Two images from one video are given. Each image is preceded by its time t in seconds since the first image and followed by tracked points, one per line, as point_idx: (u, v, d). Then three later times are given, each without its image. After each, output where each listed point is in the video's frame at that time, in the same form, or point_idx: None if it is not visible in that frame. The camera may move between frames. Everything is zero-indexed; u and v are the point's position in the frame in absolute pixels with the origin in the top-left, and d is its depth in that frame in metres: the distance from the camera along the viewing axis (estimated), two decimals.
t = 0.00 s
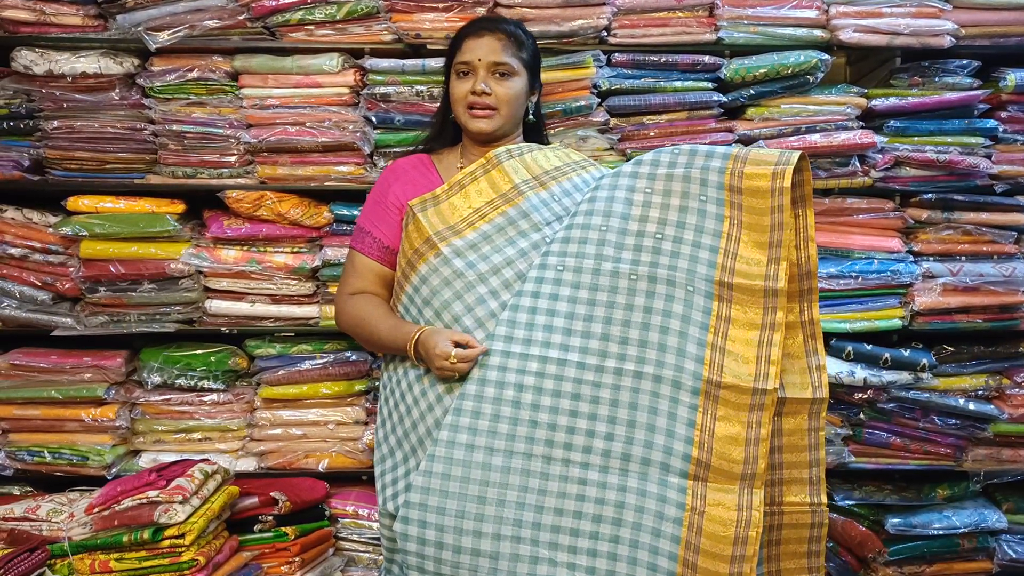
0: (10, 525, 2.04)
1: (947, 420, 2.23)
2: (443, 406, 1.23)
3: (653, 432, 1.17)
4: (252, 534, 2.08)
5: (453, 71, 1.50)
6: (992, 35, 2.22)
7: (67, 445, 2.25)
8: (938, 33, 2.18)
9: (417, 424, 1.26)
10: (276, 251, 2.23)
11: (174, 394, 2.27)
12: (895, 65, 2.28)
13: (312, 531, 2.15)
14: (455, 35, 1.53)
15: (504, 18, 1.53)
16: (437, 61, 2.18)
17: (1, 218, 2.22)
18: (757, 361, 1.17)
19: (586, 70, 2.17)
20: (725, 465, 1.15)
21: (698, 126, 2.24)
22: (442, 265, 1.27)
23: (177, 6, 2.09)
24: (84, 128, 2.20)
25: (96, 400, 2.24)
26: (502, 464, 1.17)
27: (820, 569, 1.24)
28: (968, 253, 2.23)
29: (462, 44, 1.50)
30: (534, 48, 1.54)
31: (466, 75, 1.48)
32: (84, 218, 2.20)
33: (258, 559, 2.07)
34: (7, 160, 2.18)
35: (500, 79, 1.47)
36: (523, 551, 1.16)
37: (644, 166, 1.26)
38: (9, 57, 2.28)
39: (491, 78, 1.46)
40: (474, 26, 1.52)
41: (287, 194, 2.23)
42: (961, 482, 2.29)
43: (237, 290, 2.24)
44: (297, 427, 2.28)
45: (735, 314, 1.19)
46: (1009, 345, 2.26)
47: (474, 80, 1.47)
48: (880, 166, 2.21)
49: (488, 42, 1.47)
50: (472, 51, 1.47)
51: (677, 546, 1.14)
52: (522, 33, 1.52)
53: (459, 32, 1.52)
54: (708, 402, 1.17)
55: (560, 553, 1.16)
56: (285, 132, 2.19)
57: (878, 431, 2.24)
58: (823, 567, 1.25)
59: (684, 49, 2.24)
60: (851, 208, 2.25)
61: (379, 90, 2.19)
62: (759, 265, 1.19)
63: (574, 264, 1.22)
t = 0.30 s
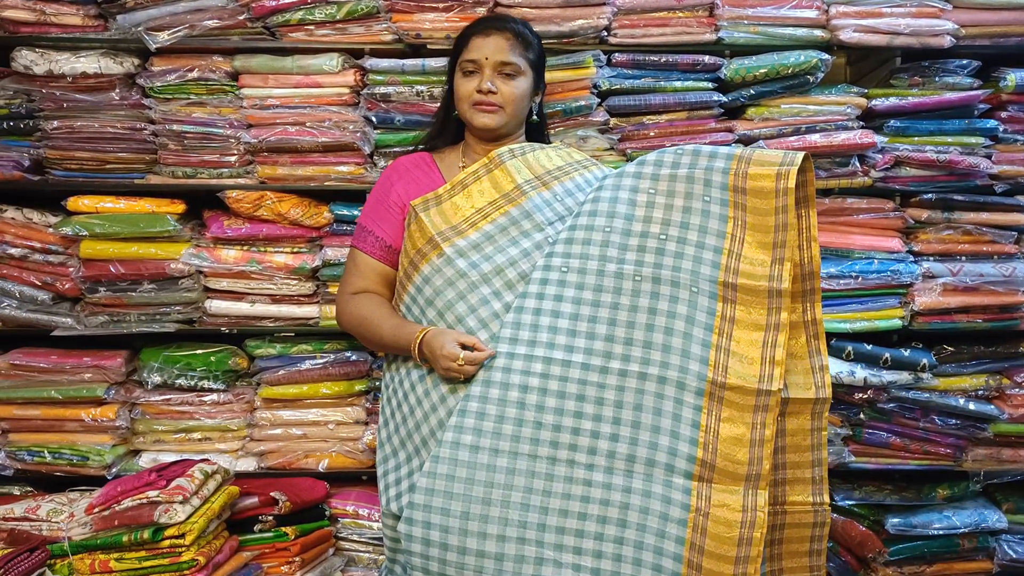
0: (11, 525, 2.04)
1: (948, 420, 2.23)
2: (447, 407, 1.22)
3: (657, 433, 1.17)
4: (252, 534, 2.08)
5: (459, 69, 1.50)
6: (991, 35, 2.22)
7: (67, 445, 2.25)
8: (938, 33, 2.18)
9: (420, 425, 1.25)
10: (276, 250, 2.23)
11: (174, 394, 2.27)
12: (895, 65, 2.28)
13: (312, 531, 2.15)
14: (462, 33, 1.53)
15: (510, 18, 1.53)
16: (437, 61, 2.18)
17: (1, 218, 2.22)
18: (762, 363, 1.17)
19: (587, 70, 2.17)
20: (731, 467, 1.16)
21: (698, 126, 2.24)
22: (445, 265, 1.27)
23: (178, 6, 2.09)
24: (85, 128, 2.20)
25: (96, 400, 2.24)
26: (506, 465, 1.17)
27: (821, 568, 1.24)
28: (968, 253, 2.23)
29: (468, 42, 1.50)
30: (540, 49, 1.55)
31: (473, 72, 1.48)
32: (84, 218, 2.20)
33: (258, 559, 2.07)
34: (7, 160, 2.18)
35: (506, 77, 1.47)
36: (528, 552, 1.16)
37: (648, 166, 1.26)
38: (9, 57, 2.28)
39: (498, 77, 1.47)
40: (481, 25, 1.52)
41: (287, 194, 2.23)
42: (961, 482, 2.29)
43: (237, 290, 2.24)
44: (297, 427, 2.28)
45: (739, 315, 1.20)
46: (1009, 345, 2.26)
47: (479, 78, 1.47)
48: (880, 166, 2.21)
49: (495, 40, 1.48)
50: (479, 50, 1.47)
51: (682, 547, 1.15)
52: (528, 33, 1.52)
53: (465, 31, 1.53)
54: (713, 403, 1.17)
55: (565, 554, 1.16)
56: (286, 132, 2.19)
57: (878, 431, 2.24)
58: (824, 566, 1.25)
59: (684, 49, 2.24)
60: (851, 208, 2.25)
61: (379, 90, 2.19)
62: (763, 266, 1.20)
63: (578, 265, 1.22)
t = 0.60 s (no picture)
0: (11, 525, 2.04)
1: (948, 420, 2.23)
2: (450, 408, 1.23)
3: (659, 434, 1.17)
4: (252, 534, 2.08)
5: (459, 68, 1.50)
6: (992, 35, 2.22)
7: (67, 445, 2.25)
8: (939, 33, 2.18)
9: (423, 426, 1.25)
10: (276, 250, 2.23)
11: (174, 394, 2.27)
12: (895, 65, 2.28)
13: (312, 531, 2.15)
14: (463, 32, 1.53)
15: (512, 17, 1.53)
16: (437, 61, 2.18)
17: (1, 218, 2.22)
18: (763, 364, 1.17)
19: (586, 70, 2.17)
20: (733, 467, 1.15)
21: (698, 126, 2.24)
22: (447, 267, 1.27)
23: (177, 6, 2.09)
24: (85, 128, 2.20)
25: (96, 400, 2.24)
26: (508, 466, 1.16)
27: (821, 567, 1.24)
28: (968, 253, 2.23)
29: (469, 41, 1.50)
30: (541, 49, 1.54)
31: (473, 72, 1.48)
32: (84, 218, 2.20)
33: (258, 559, 2.07)
34: (7, 160, 2.18)
35: (507, 76, 1.47)
36: (530, 552, 1.16)
37: (648, 167, 1.25)
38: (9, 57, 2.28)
39: (498, 76, 1.47)
40: (482, 24, 1.52)
41: (287, 194, 2.23)
42: (961, 482, 2.29)
43: (237, 290, 2.24)
44: (297, 427, 2.28)
45: (740, 316, 1.19)
46: (1008, 345, 2.26)
47: (480, 77, 1.47)
48: (880, 166, 2.21)
49: (496, 39, 1.48)
50: (480, 49, 1.47)
51: (684, 548, 1.15)
52: (528, 32, 1.52)
53: (466, 30, 1.53)
54: (715, 404, 1.17)
55: (568, 555, 1.16)
56: (286, 132, 2.19)
57: (878, 431, 2.24)
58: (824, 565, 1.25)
59: (685, 49, 2.24)
60: (851, 207, 2.25)
61: (379, 90, 2.19)
62: (764, 267, 1.19)
63: (580, 266, 1.22)
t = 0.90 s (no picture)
0: (11, 525, 2.04)
1: (948, 420, 2.23)
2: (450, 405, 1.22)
3: (651, 424, 1.14)
4: (251, 534, 2.08)
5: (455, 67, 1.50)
6: (991, 35, 2.22)
7: (67, 445, 2.25)
8: (938, 33, 2.18)
9: (421, 424, 1.24)
10: (276, 250, 2.23)
11: (174, 394, 2.27)
12: (895, 65, 2.27)
13: (312, 531, 2.15)
14: (458, 32, 1.54)
15: (506, 17, 1.54)
16: (437, 61, 2.18)
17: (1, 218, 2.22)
18: (755, 354, 1.13)
19: (586, 70, 2.17)
20: (724, 455, 1.12)
21: (698, 126, 2.24)
22: (445, 265, 1.26)
23: (177, 5, 2.09)
24: (85, 128, 2.20)
25: (96, 400, 2.24)
26: (502, 459, 1.13)
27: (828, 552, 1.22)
28: (968, 252, 2.23)
29: (465, 41, 1.51)
30: (535, 48, 1.55)
31: (469, 70, 1.48)
32: (84, 218, 2.20)
33: (258, 559, 2.07)
34: (7, 160, 2.18)
35: (503, 74, 1.47)
36: (527, 544, 1.13)
37: (639, 162, 1.23)
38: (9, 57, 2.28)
39: (494, 74, 1.47)
40: (476, 24, 1.53)
41: (287, 194, 2.23)
42: (961, 482, 2.29)
43: (237, 290, 2.24)
44: (297, 427, 2.28)
45: (732, 307, 1.16)
46: (1008, 345, 2.26)
47: (476, 75, 1.47)
48: (880, 166, 2.21)
49: (491, 38, 1.48)
50: (475, 48, 1.48)
51: (678, 537, 1.12)
52: (523, 32, 1.53)
53: (461, 30, 1.53)
54: (706, 392, 1.14)
55: (564, 545, 1.13)
56: (286, 132, 2.19)
57: (878, 431, 2.24)
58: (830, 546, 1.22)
59: (684, 49, 2.24)
60: (851, 207, 2.25)
61: (379, 90, 2.19)
62: (756, 257, 1.16)
63: (571, 258, 1.19)
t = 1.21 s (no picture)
0: (11, 525, 2.05)
1: (948, 420, 2.23)
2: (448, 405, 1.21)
3: (651, 421, 1.12)
4: (251, 534, 2.08)
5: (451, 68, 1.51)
6: (991, 35, 2.22)
7: (67, 445, 2.25)
8: (939, 33, 2.18)
9: (419, 425, 1.22)
10: (276, 250, 2.23)
11: (174, 394, 2.27)
12: (895, 65, 2.27)
13: (312, 531, 2.15)
14: (454, 35, 1.56)
15: (501, 19, 1.56)
16: (437, 61, 2.18)
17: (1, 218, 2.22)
18: (752, 346, 1.13)
19: (586, 70, 2.17)
20: (724, 451, 1.10)
21: (698, 126, 2.24)
22: (442, 264, 1.27)
23: (177, 5, 2.09)
24: (85, 128, 2.20)
25: (96, 400, 2.25)
26: (502, 458, 1.13)
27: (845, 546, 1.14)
28: (968, 252, 2.23)
29: (461, 42, 1.52)
30: (530, 49, 1.57)
31: (465, 70, 1.49)
32: (84, 218, 2.20)
33: (258, 559, 2.07)
34: (7, 160, 2.18)
35: (499, 73, 1.48)
36: (527, 543, 1.12)
37: (631, 158, 1.25)
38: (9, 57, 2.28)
39: (489, 73, 1.48)
40: (472, 26, 1.55)
41: (287, 194, 2.23)
42: (961, 482, 2.29)
43: (237, 290, 2.24)
44: (297, 427, 2.28)
45: (728, 301, 1.16)
46: (1008, 344, 2.26)
47: (473, 74, 1.48)
48: (880, 166, 2.21)
49: (486, 38, 1.50)
50: (471, 48, 1.50)
51: (679, 534, 1.10)
52: (518, 33, 1.55)
53: (457, 33, 1.55)
54: (706, 388, 1.12)
55: (564, 545, 1.11)
56: (286, 132, 2.19)
57: (878, 431, 2.24)
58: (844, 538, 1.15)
59: (685, 49, 2.24)
60: (851, 207, 2.25)
61: (379, 90, 2.19)
62: (751, 251, 1.16)
63: (567, 257, 1.20)
